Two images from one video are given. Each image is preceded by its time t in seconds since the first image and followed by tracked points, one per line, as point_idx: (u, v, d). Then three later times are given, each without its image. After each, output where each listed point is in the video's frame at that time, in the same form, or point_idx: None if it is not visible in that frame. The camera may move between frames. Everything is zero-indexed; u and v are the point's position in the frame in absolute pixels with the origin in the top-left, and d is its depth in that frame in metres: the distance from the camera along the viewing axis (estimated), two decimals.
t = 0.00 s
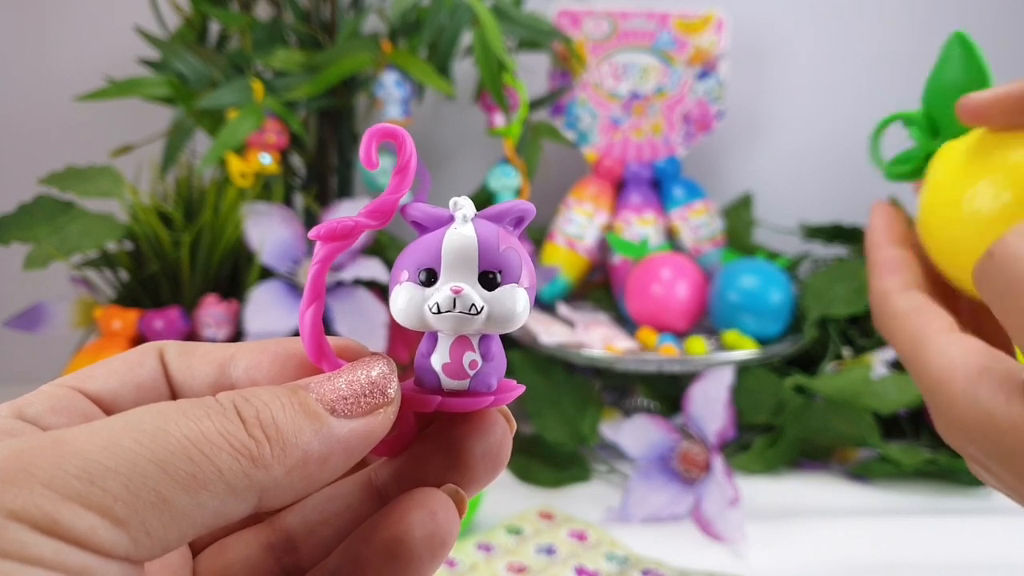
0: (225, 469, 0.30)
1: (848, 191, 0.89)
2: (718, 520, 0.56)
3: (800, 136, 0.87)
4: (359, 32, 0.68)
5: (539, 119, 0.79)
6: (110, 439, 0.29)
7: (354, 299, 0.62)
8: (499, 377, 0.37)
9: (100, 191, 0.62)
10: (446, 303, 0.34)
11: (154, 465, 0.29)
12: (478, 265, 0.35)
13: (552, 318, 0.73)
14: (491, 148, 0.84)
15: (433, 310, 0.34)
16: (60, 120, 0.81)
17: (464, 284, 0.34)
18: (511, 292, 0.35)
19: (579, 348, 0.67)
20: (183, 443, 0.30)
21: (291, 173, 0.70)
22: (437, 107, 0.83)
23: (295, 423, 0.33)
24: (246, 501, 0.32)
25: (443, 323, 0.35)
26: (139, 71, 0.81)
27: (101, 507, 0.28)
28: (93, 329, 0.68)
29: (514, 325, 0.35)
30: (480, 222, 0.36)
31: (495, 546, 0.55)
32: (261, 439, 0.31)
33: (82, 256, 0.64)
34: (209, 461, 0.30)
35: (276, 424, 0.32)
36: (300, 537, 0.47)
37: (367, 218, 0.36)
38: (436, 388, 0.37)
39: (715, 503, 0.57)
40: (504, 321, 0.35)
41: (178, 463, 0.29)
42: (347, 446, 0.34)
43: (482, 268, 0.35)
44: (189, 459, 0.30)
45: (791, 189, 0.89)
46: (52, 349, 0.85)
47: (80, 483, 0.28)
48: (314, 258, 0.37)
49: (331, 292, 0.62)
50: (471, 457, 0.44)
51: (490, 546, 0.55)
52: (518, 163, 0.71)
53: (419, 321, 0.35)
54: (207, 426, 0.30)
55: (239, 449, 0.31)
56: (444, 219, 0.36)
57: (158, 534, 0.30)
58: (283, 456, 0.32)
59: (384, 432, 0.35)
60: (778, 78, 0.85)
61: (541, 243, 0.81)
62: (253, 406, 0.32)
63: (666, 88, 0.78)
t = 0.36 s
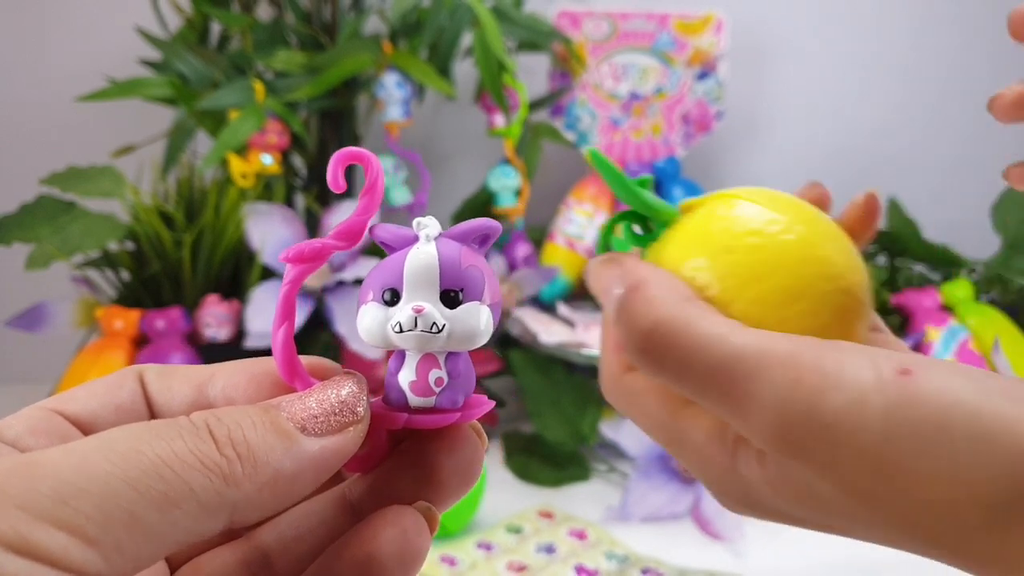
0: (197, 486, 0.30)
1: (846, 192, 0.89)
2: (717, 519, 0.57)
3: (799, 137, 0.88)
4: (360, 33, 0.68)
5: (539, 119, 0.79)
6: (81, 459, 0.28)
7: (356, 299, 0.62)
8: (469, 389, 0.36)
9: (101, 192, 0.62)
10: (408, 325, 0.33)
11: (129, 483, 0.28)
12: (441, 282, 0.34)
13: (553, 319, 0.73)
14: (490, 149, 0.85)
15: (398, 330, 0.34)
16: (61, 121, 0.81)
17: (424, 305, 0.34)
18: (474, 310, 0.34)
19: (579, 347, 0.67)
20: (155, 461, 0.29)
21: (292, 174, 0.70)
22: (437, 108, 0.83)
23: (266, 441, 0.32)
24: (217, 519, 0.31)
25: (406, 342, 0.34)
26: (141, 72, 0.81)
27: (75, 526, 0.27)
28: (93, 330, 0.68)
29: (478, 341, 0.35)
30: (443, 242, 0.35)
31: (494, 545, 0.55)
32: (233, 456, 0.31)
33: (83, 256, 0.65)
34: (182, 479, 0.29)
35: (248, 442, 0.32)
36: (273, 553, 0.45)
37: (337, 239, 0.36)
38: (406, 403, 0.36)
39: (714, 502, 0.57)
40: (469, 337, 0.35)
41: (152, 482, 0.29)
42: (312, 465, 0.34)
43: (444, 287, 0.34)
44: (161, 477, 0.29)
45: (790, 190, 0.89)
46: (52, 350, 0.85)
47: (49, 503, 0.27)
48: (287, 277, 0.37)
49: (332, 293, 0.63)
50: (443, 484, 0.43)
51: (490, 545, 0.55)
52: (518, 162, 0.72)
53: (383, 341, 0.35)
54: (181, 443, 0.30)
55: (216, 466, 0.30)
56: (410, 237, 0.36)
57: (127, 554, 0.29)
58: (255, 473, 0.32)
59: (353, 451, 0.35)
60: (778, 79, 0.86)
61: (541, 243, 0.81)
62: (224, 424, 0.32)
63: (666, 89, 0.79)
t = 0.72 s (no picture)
0: (195, 499, 0.30)
1: (845, 192, 0.90)
2: (717, 518, 0.57)
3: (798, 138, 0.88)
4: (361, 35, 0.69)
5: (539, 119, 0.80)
6: (82, 472, 0.28)
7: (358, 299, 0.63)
8: (462, 405, 0.35)
9: (103, 191, 0.62)
10: (398, 342, 0.33)
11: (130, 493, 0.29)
12: (431, 298, 0.33)
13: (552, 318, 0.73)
14: (490, 149, 0.85)
15: (388, 347, 0.33)
16: (63, 121, 0.82)
17: (415, 322, 0.33)
18: (463, 327, 0.34)
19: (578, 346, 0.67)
20: (152, 473, 0.29)
21: (293, 174, 0.70)
22: (438, 109, 0.83)
23: (264, 454, 0.33)
24: (215, 532, 0.32)
25: (397, 359, 0.33)
26: (142, 73, 0.81)
27: (74, 540, 0.27)
28: (96, 329, 0.68)
29: (469, 356, 0.34)
30: (434, 258, 0.34)
31: (495, 544, 0.55)
32: (231, 469, 0.31)
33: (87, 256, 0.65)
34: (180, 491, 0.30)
35: (246, 454, 0.32)
36: (272, 566, 0.44)
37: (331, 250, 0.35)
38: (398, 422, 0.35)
39: (715, 500, 0.59)
40: (461, 354, 0.34)
41: (149, 493, 0.29)
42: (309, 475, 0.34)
43: (434, 303, 0.33)
44: (161, 488, 0.29)
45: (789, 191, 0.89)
46: (53, 349, 0.86)
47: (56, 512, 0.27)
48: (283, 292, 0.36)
49: (334, 293, 0.63)
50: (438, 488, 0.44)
51: (490, 543, 0.55)
52: (518, 162, 0.72)
53: (373, 356, 0.34)
54: (178, 456, 0.30)
55: (211, 479, 0.31)
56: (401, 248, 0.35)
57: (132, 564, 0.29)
58: (252, 485, 0.32)
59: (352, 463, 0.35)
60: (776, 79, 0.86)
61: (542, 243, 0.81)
62: (222, 437, 0.32)
63: (665, 89, 0.80)
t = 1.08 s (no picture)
0: (171, 535, 0.31)
1: (841, 194, 0.91)
2: (713, 514, 0.57)
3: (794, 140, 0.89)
4: (363, 39, 0.69)
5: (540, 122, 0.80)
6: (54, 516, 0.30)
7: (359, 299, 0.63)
8: (399, 448, 0.34)
9: (110, 192, 0.63)
10: (325, 400, 0.31)
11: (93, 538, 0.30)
12: (362, 359, 0.32)
13: (551, 317, 0.74)
14: (491, 151, 0.86)
15: (318, 401, 0.32)
16: (70, 123, 0.83)
17: (343, 380, 0.31)
18: (395, 388, 0.32)
19: (577, 345, 0.68)
20: (132, 512, 0.31)
21: (298, 175, 0.72)
22: (439, 111, 0.84)
23: (231, 495, 0.32)
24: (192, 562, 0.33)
25: (328, 412, 0.32)
26: (149, 76, 0.83)
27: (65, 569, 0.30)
28: (102, 328, 0.69)
29: (402, 410, 0.33)
30: (370, 321, 0.32)
31: (496, 539, 0.56)
32: (200, 505, 0.32)
33: (94, 256, 0.66)
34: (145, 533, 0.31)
35: (214, 493, 0.32)
36: None
37: (286, 315, 0.35)
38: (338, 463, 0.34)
39: (710, 495, 0.58)
40: (393, 408, 0.32)
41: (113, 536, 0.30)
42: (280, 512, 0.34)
43: (365, 363, 0.32)
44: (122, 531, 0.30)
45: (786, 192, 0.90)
46: (60, 348, 0.87)
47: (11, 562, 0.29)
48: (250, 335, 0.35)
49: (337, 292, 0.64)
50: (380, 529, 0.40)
51: (491, 539, 0.56)
52: (516, 165, 0.73)
53: (311, 408, 0.33)
54: (146, 496, 0.31)
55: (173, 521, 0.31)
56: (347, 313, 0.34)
57: None
58: (222, 521, 0.32)
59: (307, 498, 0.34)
60: (772, 81, 0.87)
61: (541, 243, 0.83)
62: (196, 473, 0.32)
63: (661, 93, 0.82)
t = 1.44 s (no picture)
0: (104, 479, 0.32)
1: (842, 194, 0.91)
2: (713, 514, 0.57)
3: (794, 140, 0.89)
4: (363, 39, 0.69)
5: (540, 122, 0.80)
6: None
7: (358, 298, 0.63)
8: (281, 408, 0.36)
9: (110, 192, 0.63)
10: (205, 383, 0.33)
11: None
12: (230, 345, 0.33)
13: (550, 316, 0.75)
14: (491, 151, 0.86)
15: (198, 383, 0.33)
16: (70, 123, 0.83)
17: (217, 364, 0.33)
18: (267, 361, 0.33)
19: (577, 345, 0.67)
20: (67, 459, 0.31)
21: (298, 175, 0.72)
22: (439, 111, 0.84)
23: (149, 451, 0.33)
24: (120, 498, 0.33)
25: (210, 392, 0.33)
26: (149, 76, 0.83)
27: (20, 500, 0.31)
28: (102, 328, 0.69)
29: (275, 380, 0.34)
30: (232, 311, 0.33)
31: (496, 539, 0.56)
32: (126, 453, 0.32)
33: (94, 256, 0.66)
34: (54, 489, 0.31)
35: (137, 448, 0.33)
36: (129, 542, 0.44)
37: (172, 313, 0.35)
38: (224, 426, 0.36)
39: (710, 495, 0.58)
40: (265, 378, 0.34)
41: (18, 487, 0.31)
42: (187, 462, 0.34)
43: (234, 347, 0.33)
44: (24, 484, 0.31)
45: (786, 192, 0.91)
46: (60, 348, 0.87)
47: None
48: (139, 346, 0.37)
49: (337, 292, 0.64)
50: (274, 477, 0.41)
51: (491, 539, 0.56)
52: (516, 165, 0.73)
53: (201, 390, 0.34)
54: (77, 447, 0.32)
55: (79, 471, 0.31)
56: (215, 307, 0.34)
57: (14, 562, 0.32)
58: (147, 470, 0.33)
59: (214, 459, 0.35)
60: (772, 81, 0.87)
61: (541, 243, 0.83)
62: (122, 428, 0.33)
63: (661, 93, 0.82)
